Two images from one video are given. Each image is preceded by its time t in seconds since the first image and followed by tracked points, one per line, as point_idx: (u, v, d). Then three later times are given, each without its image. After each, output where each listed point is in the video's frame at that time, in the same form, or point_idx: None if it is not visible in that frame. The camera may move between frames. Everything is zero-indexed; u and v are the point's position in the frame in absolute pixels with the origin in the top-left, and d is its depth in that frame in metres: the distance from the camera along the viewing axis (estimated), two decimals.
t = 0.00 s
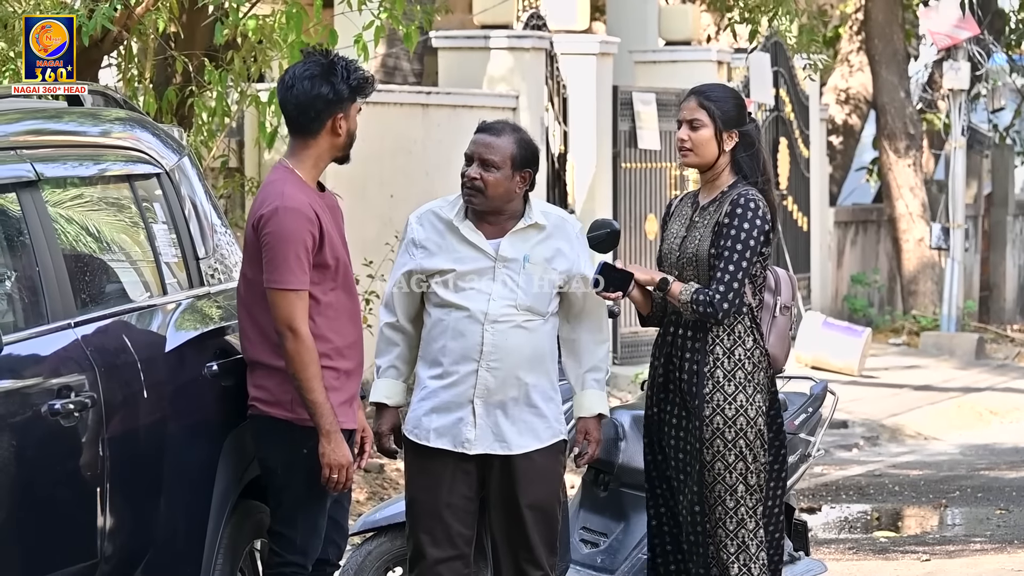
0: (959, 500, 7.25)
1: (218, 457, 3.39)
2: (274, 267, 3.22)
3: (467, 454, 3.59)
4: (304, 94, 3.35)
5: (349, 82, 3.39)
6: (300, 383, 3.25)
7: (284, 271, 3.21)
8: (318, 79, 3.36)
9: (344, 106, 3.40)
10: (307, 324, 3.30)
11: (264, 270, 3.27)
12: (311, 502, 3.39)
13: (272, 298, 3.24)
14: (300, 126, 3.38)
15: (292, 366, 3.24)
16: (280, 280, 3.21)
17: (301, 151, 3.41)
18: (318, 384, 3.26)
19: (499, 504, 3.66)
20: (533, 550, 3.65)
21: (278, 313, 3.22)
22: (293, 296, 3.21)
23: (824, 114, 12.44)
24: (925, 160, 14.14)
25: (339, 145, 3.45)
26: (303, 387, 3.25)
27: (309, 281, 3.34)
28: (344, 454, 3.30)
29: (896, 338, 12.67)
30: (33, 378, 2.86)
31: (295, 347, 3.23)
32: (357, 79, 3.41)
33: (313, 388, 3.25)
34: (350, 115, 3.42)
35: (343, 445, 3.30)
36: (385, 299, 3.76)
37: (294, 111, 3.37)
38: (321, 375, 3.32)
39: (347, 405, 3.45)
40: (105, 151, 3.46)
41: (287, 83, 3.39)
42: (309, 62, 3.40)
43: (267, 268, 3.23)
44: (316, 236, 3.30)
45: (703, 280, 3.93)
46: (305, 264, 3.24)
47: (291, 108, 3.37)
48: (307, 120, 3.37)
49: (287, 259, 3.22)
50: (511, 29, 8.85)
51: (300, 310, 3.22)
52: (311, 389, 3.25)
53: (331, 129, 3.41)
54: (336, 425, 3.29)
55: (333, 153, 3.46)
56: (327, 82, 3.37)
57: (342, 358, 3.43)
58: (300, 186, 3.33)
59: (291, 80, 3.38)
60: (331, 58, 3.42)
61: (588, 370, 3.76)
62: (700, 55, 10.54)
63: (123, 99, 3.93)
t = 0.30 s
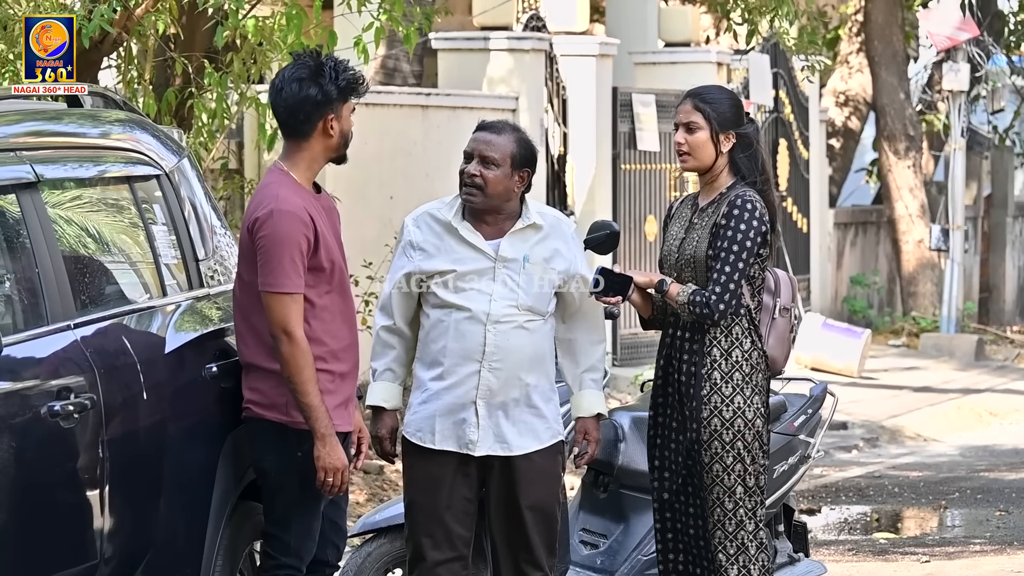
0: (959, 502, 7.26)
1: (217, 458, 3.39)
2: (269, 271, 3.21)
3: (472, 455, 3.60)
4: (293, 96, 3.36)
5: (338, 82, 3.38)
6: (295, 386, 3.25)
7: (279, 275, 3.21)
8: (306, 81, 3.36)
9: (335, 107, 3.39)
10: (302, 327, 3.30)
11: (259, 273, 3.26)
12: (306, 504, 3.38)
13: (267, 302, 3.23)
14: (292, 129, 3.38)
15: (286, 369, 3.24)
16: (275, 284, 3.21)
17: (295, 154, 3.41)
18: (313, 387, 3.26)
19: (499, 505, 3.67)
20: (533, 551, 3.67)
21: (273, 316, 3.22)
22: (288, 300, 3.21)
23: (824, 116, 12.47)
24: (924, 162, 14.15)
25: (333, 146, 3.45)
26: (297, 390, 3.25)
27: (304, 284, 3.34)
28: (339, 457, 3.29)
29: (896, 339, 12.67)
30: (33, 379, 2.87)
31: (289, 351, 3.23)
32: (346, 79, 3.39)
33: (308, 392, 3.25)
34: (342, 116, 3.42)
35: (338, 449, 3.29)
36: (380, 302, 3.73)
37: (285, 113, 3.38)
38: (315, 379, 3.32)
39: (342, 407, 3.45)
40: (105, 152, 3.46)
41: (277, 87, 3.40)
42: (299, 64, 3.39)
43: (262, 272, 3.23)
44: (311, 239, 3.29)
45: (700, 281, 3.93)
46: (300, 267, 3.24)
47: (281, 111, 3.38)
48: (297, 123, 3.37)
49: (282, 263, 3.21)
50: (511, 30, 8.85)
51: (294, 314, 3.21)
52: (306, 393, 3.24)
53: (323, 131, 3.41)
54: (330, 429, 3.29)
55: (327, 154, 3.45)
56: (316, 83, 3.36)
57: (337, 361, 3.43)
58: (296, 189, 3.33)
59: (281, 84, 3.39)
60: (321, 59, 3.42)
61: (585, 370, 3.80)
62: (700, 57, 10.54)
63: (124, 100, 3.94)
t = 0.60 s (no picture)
0: (958, 503, 7.26)
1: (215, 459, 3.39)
2: (265, 274, 3.22)
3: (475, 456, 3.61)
4: (289, 99, 3.36)
5: (333, 85, 3.37)
6: (289, 390, 3.24)
7: (276, 278, 3.21)
8: (302, 84, 3.36)
9: (331, 109, 3.39)
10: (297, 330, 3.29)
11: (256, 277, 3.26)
12: (301, 507, 3.37)
13: (263, 305, 3.23)
14: (289, 132, 3.38)
15: (282, 372, 3.23)
16: (271, 287, 3.21)
17: (292, 157, 3.40)
18: (308, 392, 3.25)
19: (497, 507, 3.70)
20: (532, 552, 3.70)
21: (269, 320, 3.22)
22: (284, 303, 3.21)
23: (823, 117, 12.50)
24: (924, 163, 14.15)
25: (330, 148, 3.44)
26: (292, 394, 3.24)
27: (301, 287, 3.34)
28: (333, 462, 3.27)
29: (895, 341, 12.66)
30: (32, 380, 2.86)
31: (285, 354, 3.23)
32: (342, 81, 3.39)
33: (303, 395, 3.24)
34: (338, 118, 3.42)
35: (331, 453, 3.28)
36: (373, 306, 3.70)
37: (281, 116, 3.38)
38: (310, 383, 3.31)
39: (338, 410, 3.44)
40: (104, 153, 3.46)
41: (273, 89, 3.40)
42: (296, 67, 3.39)
43: (258, 276, 3.23)
44: (307, 244, 3.29)
45: (698, 283, 3.93)
46: (296, 270, 3.24)
47: (278, 114, 3.38)
48: (294, 126, 3.37)
49: (278, 266, 3.21)
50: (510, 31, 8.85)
51: (290, 317, 3.21)
52: (301, 396, 3.24)
53: (320, 134, 3.41)
54: (325, 433, 3.27)
55: (324, 156, 3.45)
56: (312, 86, 3.36)
57: (334, 363, 3.43)
58: (293, 193, 3.33)
59: (277, 86, 3.39)
60: (317, 61, 3.41)
61: (579, 370, 3.81)
62: (699, 58, 10.54)
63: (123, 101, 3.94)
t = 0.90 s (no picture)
0: (956, 503, 7.25)
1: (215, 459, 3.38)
2: (261, 272, 3.22)
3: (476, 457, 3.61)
4: (289, 99, 3.36)
5: (333, 86, 3.37)
6: (285, 388, 3.23)
7: (271, 277, 3.21)
8: (302, 85, 3.35)
9: (332, 110, 3.39)
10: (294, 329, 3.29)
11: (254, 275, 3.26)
12: (300, 505, 3.38)
13: (260, 303, 3.23)
14: (289, 133, 3.38)
15: (278, 370, 3.23)
16: (267, 286, 3.21)
17: (293, 157, 3.40)
18: (304, 389, 3.25)
19: (494, 507, 3.70)
20: (530, 553, 3.70)
21: (265, 318, 3.22)
22: (279, 302, 3.21)
23: (822, 118, 12.51)
24: (923, 163, 14.15)
25: (331, 149, 3.44)
26: (288, 392, 3.24)
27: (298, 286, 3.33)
28: (331, 460, 3.26)
29: (894, 341, 12.65)
30: (31, 381, 2.86)
31: (281, 352, 3.23)
32: (343, 83, 3.38)
33: (298, 393, 3.23)
34: (339, 119, 3.41)
35: (328, 451, 3.27)
36: (365, 308, 3.70)
37: (281, 117, 3.38)
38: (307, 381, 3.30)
39: (338, 410, 3.43)
40: (103, 153, 3.46)
41: (274, 90, 3.40)
42: (296, 68, 3.39)
43: (255, 274, 3.24)
44: (305, 243, 3.29)
45: (696, 283, 3.94)
46: (293, 269, 3.24)
47: (279, 115, 3.38)
48: (294, 126, 3.37)
49: (273, 264, 3.21)
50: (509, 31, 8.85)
51: (286, 315, 3.21)
52: (297, 394, 3.23)
53: (320, 135, 3.40)
54: (322, 431, 3.27)
55: (325, 157, 3.44)
56: (312, 88, 3.36)
57: (334, 363, 3.41)
58: (292, 192, 3.33)
59: (278, 87, 3.39)
60: (318, 63, 3.41)
61: (571, 369, 3.83)
62: (698, 58, 10.55)
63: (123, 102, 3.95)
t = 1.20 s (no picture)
0: (957, 502, 7.26)
1: (216, 456, 3.38)
2: (261, 266, 3.22)
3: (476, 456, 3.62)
4: (295, 97, 3.35)
5: (338, 85, 3.36)
6: (284, 381, 3.23)
7: (270, 271, 3.21)
8: (308, 83, 3.35)
9: (337, 109, 3.38)
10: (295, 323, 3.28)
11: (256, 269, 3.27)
12: (302, 500, 3.37)
13: (260, 297, 3.24)
14: (295, 130, 3.38)
15: (276, 364, 3.23)
16: (266, 280, 3.21)
17: (298, 155, 3.40)
18: (302, 383, 3.24)
19: (493, 506, 3.70)
20: (529, 551, 3.70)
21: (264, 312, 3.22)
22: (278, 295, 3.21)
23: (823, 116, 12.50)
24: (924, 162, 14.15)
25: (337, 147, 3.43)
26: (286, 386, 3.23)
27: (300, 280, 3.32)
28: (326, 453, 3.26)
29: (894, 340, 12.65)
30: (31, 380, 2.86)
31: (279, 346, 3.22)
32: (349, 82, 3.38)
33: (295, 386, 3.23)
34: (345, 117, 3.40)
35: (324, 445, 3.27)
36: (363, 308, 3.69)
37: (287, 115, 3.37)
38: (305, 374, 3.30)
39: (344, 405, 3.41)
40: (104, 152, 3.46)
41: (280, 88, 3.39)
42: (303, 67, 3.38)
43: (255, 268, 3.24)
44: (306, 236, 3.28)
45: (693, 280, 3.94)
46: (293, 263, 3.23)
47: (285, 113, 3.38)
48: (300, 124, 3.37)
49: (273, 259, 3.21)
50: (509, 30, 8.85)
51: (284, 309, 3.21)
52: (294, 389, 3.23)
53: (326, 132, 3.40)
54: (318, 424, 3.26)
55: (332, 155, 3.44)
56: (318, 86, 3.35)
57: (340, 358, 3.40)
58: (295, 187, 3.33)
59: (284, 85, 3.38)
60: (324, 61, 3.40)
61: (569, 368, 3.84)
62: (698, 57, 10.54)
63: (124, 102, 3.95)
